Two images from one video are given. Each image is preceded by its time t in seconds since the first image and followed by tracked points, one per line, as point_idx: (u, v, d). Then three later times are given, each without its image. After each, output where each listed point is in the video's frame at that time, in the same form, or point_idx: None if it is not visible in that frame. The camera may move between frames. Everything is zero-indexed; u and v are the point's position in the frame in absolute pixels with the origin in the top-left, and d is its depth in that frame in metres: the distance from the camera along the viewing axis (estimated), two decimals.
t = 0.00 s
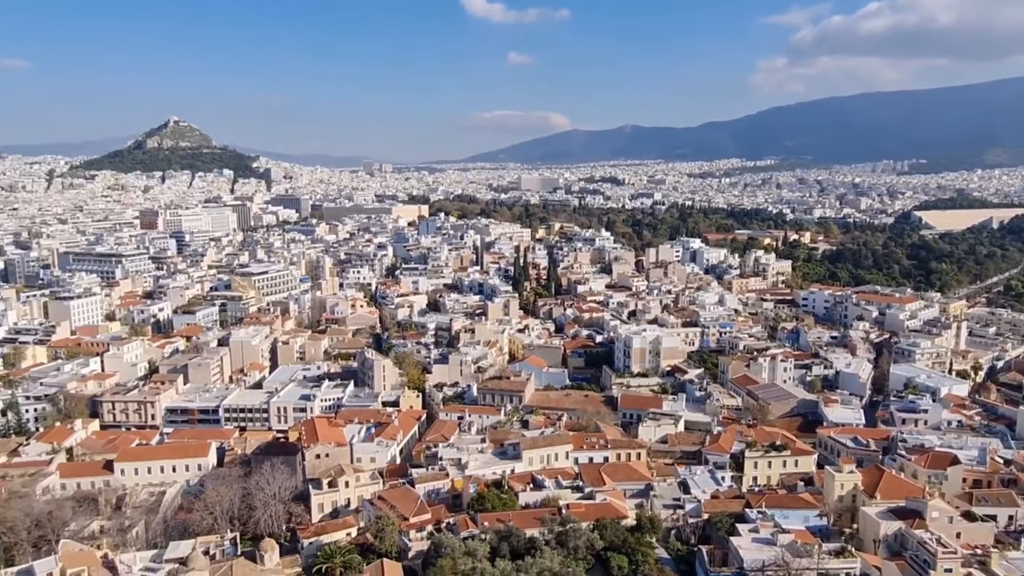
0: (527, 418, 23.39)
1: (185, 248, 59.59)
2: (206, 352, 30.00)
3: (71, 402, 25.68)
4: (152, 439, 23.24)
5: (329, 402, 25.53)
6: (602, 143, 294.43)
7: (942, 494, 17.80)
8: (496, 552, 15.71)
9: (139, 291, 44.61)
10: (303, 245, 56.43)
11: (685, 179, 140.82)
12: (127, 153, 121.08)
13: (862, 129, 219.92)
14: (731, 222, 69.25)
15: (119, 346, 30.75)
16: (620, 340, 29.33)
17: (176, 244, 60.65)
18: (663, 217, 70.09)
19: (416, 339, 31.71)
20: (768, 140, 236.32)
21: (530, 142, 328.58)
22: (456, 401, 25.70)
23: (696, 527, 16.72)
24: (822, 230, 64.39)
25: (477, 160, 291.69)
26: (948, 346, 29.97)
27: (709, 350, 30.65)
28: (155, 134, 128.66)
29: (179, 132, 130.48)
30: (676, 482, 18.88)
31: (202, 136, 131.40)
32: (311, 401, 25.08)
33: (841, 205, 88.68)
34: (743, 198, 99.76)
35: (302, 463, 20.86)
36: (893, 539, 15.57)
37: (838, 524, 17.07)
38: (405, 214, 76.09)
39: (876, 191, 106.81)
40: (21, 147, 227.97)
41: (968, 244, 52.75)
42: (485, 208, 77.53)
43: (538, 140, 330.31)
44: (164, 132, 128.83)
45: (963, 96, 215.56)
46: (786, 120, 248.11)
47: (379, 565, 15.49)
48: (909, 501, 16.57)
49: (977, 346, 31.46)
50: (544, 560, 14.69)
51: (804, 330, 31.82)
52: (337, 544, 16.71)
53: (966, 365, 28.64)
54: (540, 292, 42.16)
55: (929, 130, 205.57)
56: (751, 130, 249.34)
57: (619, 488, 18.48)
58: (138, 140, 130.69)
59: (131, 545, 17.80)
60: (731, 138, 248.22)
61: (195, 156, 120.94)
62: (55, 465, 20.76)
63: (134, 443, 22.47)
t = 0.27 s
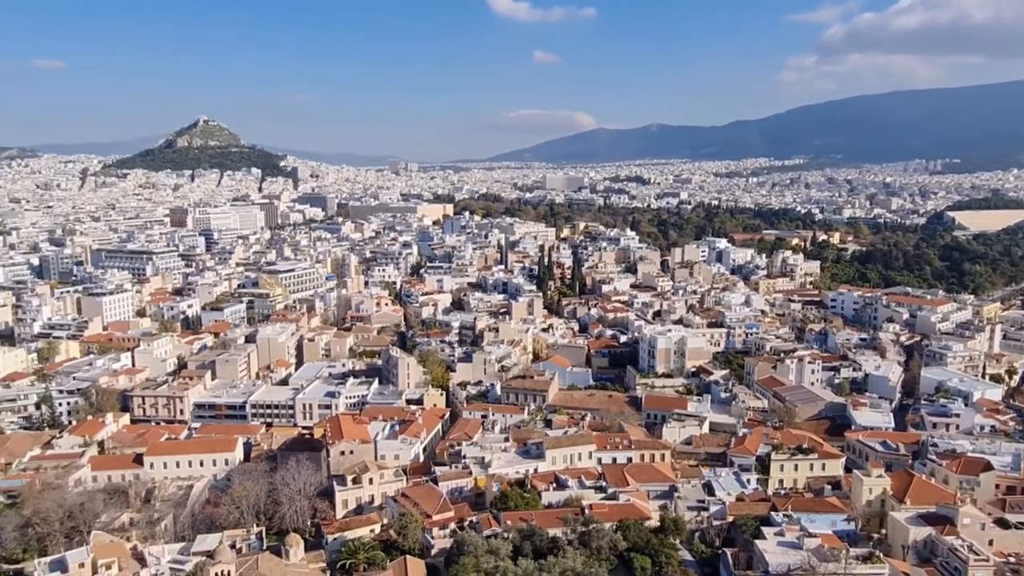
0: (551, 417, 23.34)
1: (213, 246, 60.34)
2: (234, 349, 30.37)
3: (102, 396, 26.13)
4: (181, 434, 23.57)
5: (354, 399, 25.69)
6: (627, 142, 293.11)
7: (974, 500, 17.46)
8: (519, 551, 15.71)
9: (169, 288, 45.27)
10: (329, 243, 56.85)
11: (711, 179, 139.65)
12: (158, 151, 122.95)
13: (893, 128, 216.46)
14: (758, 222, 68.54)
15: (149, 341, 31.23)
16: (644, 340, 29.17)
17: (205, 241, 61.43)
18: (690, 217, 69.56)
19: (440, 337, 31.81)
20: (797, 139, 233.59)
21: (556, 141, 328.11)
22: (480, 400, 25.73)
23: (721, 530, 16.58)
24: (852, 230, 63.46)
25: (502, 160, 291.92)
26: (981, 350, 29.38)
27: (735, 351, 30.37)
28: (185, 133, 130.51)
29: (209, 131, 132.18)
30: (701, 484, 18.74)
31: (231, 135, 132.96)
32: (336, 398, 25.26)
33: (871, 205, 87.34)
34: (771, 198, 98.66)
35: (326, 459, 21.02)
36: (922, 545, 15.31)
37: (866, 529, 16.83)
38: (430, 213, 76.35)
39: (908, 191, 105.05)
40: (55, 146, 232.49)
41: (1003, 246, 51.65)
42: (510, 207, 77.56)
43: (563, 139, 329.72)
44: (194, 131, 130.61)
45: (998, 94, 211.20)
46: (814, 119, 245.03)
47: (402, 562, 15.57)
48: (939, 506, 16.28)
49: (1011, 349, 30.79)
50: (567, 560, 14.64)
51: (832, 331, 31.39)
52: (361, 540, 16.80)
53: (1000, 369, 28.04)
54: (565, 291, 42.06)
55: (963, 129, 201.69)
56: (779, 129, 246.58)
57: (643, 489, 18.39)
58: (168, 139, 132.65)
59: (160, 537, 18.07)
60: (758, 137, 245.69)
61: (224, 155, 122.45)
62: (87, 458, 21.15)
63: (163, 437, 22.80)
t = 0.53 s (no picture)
0: (574, 417, 23.28)
1: (241, 243, 61.06)
2: (260, 346, 30.69)
3: (132, 391, 26.54)
4: (208, 429, 23.87)
5: (378, 397, 25.83)
6: (653, 141, 291.51)
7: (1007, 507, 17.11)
8: (541, 550, 15.67)
9: (198, 285, 45.87)
10: (354, 241, 57.24)
11: (738, 178, 138.39)
12: (187, 150, 124.68)
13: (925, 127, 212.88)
14: (786, 222, 67.78)
15: (178, 337, 31.68)
16: (669, 340, 28.97)
17: (233, 239, 62.16)
18: (716, 217, 69.01)
19: (464, 336, 31.87)
20: (826, 138, 230.65)
21: (581, 140, 327.30)
22: (503, 399, 25.73)
23: (746, 533, 16.41)
24: (882, 231, 62.53)
25: (527, 159, 291.84)
26: (1015, 354, 28.78)
27: (762, 352, 30.06)
28: (215, 132, 132.19)
29: (237, 130, 133.74)
30: (726, 486, 18.56)
31: (259, 134, 134.40)
32: (360, 395, 25.41)
33: (902, 205, 85.94)
34: (799, 198, 97.50)
35: (351, 456, 21.16)
36: (953, 552, 15.02)
37: (895, 535, 16.55)
38: (455, 212, 76.56)
39: (941, 191, 103.27)
40: (88, 146, 236.78)
41: None
42: (534, 206, 77.54)
43: (589, 138, 328.83)
44: (223, 130, 132.22)
45: None
46: (844, 117, 241.74)
47: (425, 560, 15.61)
48: (971, 513, 15.96)
49: None
50: (590, 560, 14.58)
51: (861, 334, 30.93)
52: (384, 537, 16.88)
53: None
54: (589, 291, 41.93)
55: (997, 129, 197.73)
56: (808, 128, 243.61)
57: (667, 490, 18.27)
58: (198, 138, 134.44)
59: (187, 531, 18.31)
60: (786, 136, 242.95)
61: (252, 154, 123.83)
62: (117, 452, 21.48)
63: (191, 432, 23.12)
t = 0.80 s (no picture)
0: (598, 417, 23.19)
1: (268, 242, 61.67)
2: (287, 343, 30.97)
3: (162, 386, 26.95)
4: (235, 424, 24.16)
5: (403, 394, 25.93)
6: (679, 140, 289.51)
7: None
8: (563, 550, 15.63)
9: (226, 282, 46.42)
10: (379, 240, 57.56)
11: (765, 178, 136.91)
12: (216, 149, 126.19)
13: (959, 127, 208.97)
14: (815, 223, 66.93)
15: (207, 334, 32.09)
16: (694, 341, 28.75)
17: (260, 237, 62.80)
18: (743, 217, 68.36)
19: (488, 335, 31.89)
20: (855, 138, 227.39)
21: (606, 139, 326.14)
22: (527, 398, 25.71)
23: (771, 537, 16.22)
24: (914, 232, 61.49)
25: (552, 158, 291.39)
26: None
27: (789, 354, 29.73)
28: (243, 131, 133.65)
29: (265, 129, 135.07)
30: (751, 489, 18.38)
31: (286, 134, 135.61)
32: (384, 392, 25.56)
33: (934, 206, 84.45)
34: (829, 198, 96.23)
35: (375, 453, 21.30)
36: (985, 560, 14.70)
37: (924, 542, 16.26)
38: (480, 211, 76.65)
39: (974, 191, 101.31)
40: (120, 146, 240.66)
41: None
42: (559, 206, 77.38)
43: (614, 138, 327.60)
44: (251, 130, 133.63)
45: None
46: (875, 117, 238.17)
47: (448, 558, 15.64)
48: (1004, 521, 15.63)
49: None
50: (612, 561, 14.51)
51: (891, 336, 30.44)
52: (407, 534, 16.95)
53: None
54: (614, 291, 41.76)
55: None
56: (838, 128, 240.34)
57: (691, 492, 18.15)
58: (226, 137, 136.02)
59: (214, 525, 18.55)
60: (815, 135, 239.89)
61: (280, 153, 124.99)
62: (147, 445, 21.85)
63: (219, 427, 23.41)
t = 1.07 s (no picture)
0: (621, 418, 23.09)
1: (295, 240, 62.25)
2: (312, 340, 31.24)
3: (190, 381, 27.33)
4: (261, 420, 24.42)
5: (426, 393, 26.02)
6: (706, 140, 287.31)
7: None
8: (586, 551, 15.56)
9: (253, 279, 46.94)
10: (404, 239, 57.83)
11: (794, 178, 135.33)
12: (245, 148, 127.61)
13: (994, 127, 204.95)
14: (844, 223, 66.02)
15: (234, 330, 32.47)
16: (720, 342, 28.49)
17: (287, 236, 63.39)
18: (771, 217, 67.65)
19: (512, 335, 31.88)
20: (886, 137, 223.98)
21: (632, 139, 324.65)
22: (550, 398, 25.67)
23: (797, 541, 16.01)
24: (946, 233, 60.41)
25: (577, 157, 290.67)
26: None
27: (816, 357, 29.36)
28: (271, 130, 135.00)
29: (293, 129, 136.28)
30: (776, 493, 18.17)
31: (313, 133, 136.71)
32: (408, 391, 25.66)
33: (968, 207, 82.91)
34: (858, 198, 94.86)
35: (398, 451, 21.40)
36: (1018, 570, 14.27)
37: (955, 549, 15.95)
38: (504, 210, 76.71)
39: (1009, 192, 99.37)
40: (151, 145, 244.33)
41: None
42: (584, 205, 77.19)
43: (640, 137, 326.05)
44: (279, 129, 134.94)
45: None
46: (907, 116, 234.43)
47: (470, 556, 15.65)
48: None
49: None
50: (635, 563, 14.41)
51: (922, 340, 29.92)
52: (430, 531, 16.98)
53: None
54: (639, 291, 41.55)
55: None
56: (868, 127, 236.89)
57: (715, 495, 17.99)
58: (255, 137, 137.47)
59: (240, 519, 18.76)
60: (845, 135, 236.71)
61: (307, 152, 126.06)
62: (175, 440, 22.17)
63: (245, 423, 23.68)
